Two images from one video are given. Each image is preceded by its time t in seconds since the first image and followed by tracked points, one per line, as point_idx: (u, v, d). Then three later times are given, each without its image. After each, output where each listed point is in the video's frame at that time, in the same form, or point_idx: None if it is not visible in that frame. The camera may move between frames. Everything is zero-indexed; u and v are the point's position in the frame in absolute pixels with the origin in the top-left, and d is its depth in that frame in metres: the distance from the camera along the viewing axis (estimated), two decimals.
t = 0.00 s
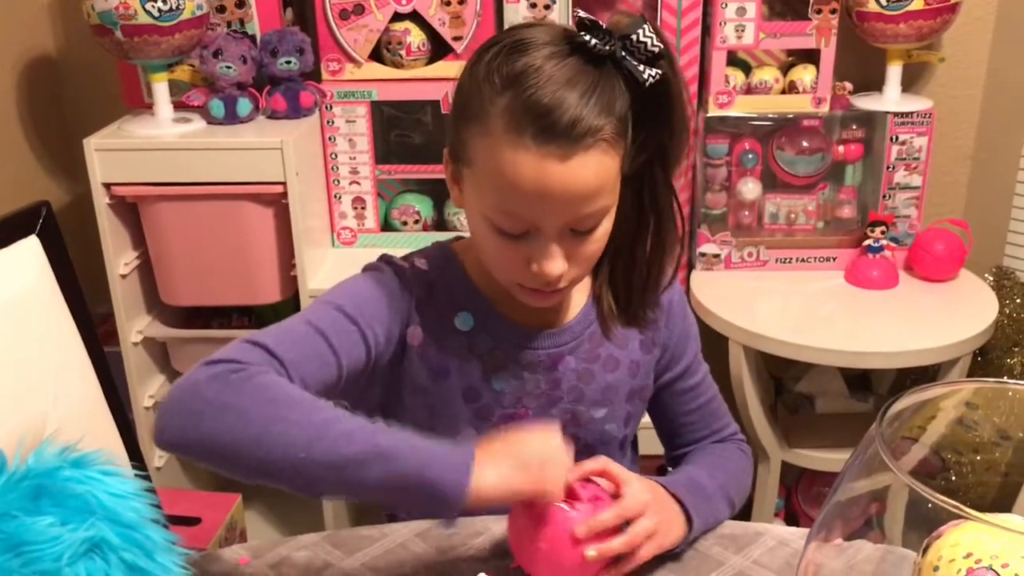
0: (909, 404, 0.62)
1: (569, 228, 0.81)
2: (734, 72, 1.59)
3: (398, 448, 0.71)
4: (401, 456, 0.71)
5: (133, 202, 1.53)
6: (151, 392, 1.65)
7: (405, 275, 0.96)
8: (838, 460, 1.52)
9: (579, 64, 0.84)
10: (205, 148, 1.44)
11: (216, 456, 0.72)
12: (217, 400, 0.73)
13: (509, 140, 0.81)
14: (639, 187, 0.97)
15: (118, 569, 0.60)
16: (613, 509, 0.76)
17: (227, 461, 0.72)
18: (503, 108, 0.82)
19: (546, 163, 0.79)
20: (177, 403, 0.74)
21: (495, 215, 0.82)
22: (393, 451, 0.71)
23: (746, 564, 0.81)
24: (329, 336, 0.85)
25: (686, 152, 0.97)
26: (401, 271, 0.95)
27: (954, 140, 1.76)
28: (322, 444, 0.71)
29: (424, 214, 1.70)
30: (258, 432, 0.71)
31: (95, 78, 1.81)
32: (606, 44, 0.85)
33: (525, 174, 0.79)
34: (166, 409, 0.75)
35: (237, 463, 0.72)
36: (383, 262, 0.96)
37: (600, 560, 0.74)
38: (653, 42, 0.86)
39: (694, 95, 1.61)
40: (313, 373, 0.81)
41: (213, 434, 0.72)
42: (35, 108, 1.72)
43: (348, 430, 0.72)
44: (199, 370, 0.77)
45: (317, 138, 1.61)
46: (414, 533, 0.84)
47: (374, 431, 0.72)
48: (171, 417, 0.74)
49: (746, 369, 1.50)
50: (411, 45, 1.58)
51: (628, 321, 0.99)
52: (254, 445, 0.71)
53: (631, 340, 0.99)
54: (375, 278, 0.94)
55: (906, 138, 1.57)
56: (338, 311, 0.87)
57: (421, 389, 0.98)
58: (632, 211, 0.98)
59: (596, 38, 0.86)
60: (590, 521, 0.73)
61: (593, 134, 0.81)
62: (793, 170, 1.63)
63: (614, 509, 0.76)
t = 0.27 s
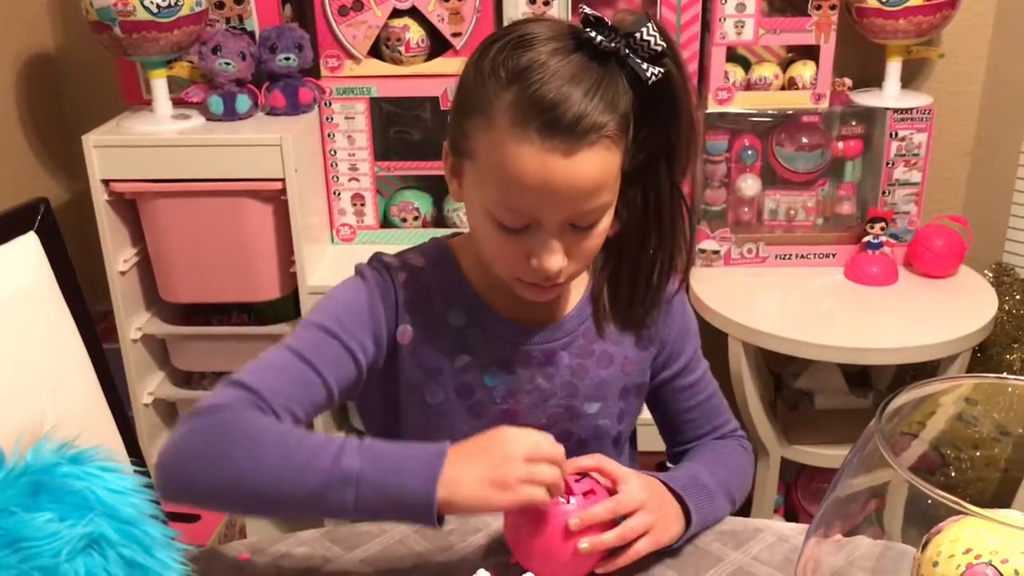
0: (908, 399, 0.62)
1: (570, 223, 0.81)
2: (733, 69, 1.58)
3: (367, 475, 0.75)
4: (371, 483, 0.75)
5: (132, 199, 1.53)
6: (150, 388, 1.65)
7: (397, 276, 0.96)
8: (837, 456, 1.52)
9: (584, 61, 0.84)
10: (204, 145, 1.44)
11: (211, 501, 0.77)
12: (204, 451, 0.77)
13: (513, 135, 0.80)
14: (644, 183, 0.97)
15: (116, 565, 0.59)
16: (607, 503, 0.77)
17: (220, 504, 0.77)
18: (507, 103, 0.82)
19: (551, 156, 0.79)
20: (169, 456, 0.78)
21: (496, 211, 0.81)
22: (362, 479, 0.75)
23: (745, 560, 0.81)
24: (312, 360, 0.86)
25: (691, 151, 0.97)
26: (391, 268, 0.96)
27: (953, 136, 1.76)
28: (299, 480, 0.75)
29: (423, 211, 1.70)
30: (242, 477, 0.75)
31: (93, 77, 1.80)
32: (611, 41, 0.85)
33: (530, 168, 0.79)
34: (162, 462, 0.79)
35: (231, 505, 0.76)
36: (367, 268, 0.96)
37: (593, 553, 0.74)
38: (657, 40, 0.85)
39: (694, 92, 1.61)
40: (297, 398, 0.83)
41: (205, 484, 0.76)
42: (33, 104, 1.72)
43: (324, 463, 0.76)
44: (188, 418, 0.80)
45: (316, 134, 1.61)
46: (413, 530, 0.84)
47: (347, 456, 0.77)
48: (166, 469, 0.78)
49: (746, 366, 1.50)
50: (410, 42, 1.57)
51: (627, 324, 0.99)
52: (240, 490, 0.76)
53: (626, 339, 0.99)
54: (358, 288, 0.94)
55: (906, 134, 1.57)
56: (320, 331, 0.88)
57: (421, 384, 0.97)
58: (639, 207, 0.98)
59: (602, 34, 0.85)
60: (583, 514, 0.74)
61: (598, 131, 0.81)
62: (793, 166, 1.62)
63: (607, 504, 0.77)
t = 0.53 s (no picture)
0: (908, 397, 0.62)
1: (554, 178, 0.79)
2: (734, 66, 1.58)
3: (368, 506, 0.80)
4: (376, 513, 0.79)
5: (132, 197, 1.53)
6: (150, 387, 1.65)
7: (385, 300, 0.97)
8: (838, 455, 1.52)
9: (542, 40, 0.88)
10: (204, 143, 1.44)
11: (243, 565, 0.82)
12: (226, 527, 0.82)
13: (482, 98, 0.82)
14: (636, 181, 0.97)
15: (118, 563, 0.59)
16: (613, 517, 0.77)
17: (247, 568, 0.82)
18: (474, 78, 0.84)
19: (517, 105, 0.80)
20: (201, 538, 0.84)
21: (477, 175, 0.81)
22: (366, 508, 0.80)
23: (746, 558, 0.81)
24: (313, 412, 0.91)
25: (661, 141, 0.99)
26: (380, 292, 0.98)
27: (953, 134, 1.76)
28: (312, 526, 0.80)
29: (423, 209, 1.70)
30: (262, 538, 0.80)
31: (92, 75, 1.80)
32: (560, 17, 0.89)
33: (499, 120, 0.80)
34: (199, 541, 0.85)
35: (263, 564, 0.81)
36: (356, 297, 0.98)
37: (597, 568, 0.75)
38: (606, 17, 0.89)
39: (694, 89, 1.61)
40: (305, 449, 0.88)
41: (234, 553, 0.81)
42: (33, 102, 1.72)
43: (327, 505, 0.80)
44: (214, 499, 0.86)
45: (316, 132, 1.61)
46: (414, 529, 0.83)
47: (350, 496, 0.81)
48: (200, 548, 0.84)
49: (746, 364, 1.50)
50: (410, 40, 1.57)
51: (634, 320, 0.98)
52: (263, 551, 0.80)
53: (639, 345, 0.99)
54: (351, 324, 0.97)
55: (906, 132, 1.57)
56: (320, 380, 0.93)
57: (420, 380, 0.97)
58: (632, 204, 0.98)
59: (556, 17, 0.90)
60: (593, 529, 0.75)
61: (561, 86, 0.83)
62: (793, 164, 1.63)
63: (614, 517, 0.78)
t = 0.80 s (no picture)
0: (908, 397, 0.62)
1: (542, 180, 0.80)
2: (734, 65, 1.58)
3: (385, 467, 0.78)
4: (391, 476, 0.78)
5: (131, 196, 1.53)
6: (150, 386, 1.65)
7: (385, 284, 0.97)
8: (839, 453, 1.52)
9: (518, 35, 0.87)
10: (203, 142, 1.44)
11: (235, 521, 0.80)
12: (218, 483, 0.79)
13: (464, 103, 0.82)
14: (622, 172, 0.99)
15: (117, 564, 0.59)
16: (612, 515, 0.77)
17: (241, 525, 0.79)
18: (455, 80, 0.84)
19: (500, 112, 0.80)
20: (184, 489, 0.80)
21: (462, 176, 0.81)
22: (380, 470, 0.78)
23: (746, 557, 0.81)
24: (313, 380, 0.88)
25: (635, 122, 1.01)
26: (379, 284, 0.97)
27: (953, 132, 1.75)
28: (321, 487, 0.78)
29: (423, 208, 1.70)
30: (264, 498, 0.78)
31: (91, 74, 1.80)
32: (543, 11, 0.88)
33: (482, 127, 0.79)
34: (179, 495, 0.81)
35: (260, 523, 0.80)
36: (361, 284, 0.97)
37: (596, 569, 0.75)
38: (592, 15, 0.89)
39: (694, 88, 1.61)
40: (304, 416, 0.86)
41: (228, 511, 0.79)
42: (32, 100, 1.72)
43: (338, 466, 0.78)
44: (198, 448, 0.82)
45: (315, 131, 1.61)
46: (414, 527, 0.84)
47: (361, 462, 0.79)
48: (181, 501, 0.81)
49: (746, 362, 1.50)
50: (410, 39, 1.57)
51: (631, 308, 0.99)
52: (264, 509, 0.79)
53: (638, 333, 0.99)
54: (353, 308, 0.95)
55: (906, 130, 1.57)
56: (320, 351, 0.90)
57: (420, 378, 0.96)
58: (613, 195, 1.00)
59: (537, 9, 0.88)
60: (591, 528, 0.74)
61: (542, 85, 0.83)
62: (793, 162, 1.63)
63: (613, 515, 0.77)
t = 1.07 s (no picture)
0: (907, 395, 0.62)
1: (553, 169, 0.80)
2: (733, 64, 1.58)
3: (395, 439, 0.74)
4: (400, 447, 0.74)
5: (129, 195, 1.53)
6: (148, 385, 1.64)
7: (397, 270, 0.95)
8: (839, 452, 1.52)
9: (552, 24, 0.87)
10: (201, 141, 1.44)
11: (203, 437, 0.73)
12: (207, 383, 0.74)
13: (488, 80, 0.82)
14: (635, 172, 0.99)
15: (114, 563, 0.59)
16: (606, 508, 0.77)
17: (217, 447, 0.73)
18: (482, 58, 0.84)
19: (523, 92, 0.80)
20: (166, 384, 0.75)
21: (474, 155, 0.81)
22: (390, 441, 0.74)
23: (745, 556, 0.81)
24: (318, 321, 0.84)
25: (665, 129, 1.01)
26: (387, 258, 0.96)
27: (952, 131, 1.75)
28: (313, 431, 0.73)
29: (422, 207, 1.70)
30: (248, 413, 0.73)
31: (89, 72, 1.80)
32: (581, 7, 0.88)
33: (503, 104, 0.79)
34: (156, 390, 0.76)
35: (228, 447, 0.73)
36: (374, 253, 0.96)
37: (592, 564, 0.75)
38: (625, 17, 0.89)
39: (693, 86, 1.61)
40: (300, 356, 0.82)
41: (203, 417, 0.73)
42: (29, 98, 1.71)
43: (341, 417, 0.74)
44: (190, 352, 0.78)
45: (314, 130, 1.61)
46: (412, 526, 0.83)
47: (369, 418, 0.75)
48: (159, 396, 0.75)
49: (745, 361, 1.50)
50: (408, 37, 1.57)
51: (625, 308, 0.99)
52: (242, 428, 0.72)
53: (622, 337, 0.99)
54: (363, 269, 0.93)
55: (905, 129, 1.57)
56: (328, 298, 0.87)
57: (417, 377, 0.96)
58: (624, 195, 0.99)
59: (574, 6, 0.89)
60: (583, 520, 0.74)
61: (567, 75, 0.83)
62: (792, 161, 1.62)
63: (606, 508, 0.77)
